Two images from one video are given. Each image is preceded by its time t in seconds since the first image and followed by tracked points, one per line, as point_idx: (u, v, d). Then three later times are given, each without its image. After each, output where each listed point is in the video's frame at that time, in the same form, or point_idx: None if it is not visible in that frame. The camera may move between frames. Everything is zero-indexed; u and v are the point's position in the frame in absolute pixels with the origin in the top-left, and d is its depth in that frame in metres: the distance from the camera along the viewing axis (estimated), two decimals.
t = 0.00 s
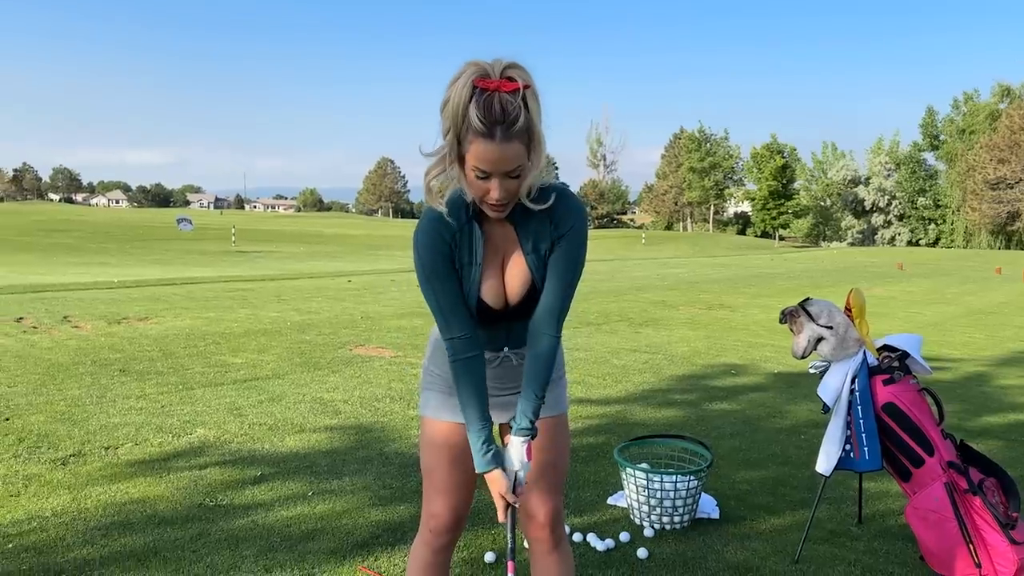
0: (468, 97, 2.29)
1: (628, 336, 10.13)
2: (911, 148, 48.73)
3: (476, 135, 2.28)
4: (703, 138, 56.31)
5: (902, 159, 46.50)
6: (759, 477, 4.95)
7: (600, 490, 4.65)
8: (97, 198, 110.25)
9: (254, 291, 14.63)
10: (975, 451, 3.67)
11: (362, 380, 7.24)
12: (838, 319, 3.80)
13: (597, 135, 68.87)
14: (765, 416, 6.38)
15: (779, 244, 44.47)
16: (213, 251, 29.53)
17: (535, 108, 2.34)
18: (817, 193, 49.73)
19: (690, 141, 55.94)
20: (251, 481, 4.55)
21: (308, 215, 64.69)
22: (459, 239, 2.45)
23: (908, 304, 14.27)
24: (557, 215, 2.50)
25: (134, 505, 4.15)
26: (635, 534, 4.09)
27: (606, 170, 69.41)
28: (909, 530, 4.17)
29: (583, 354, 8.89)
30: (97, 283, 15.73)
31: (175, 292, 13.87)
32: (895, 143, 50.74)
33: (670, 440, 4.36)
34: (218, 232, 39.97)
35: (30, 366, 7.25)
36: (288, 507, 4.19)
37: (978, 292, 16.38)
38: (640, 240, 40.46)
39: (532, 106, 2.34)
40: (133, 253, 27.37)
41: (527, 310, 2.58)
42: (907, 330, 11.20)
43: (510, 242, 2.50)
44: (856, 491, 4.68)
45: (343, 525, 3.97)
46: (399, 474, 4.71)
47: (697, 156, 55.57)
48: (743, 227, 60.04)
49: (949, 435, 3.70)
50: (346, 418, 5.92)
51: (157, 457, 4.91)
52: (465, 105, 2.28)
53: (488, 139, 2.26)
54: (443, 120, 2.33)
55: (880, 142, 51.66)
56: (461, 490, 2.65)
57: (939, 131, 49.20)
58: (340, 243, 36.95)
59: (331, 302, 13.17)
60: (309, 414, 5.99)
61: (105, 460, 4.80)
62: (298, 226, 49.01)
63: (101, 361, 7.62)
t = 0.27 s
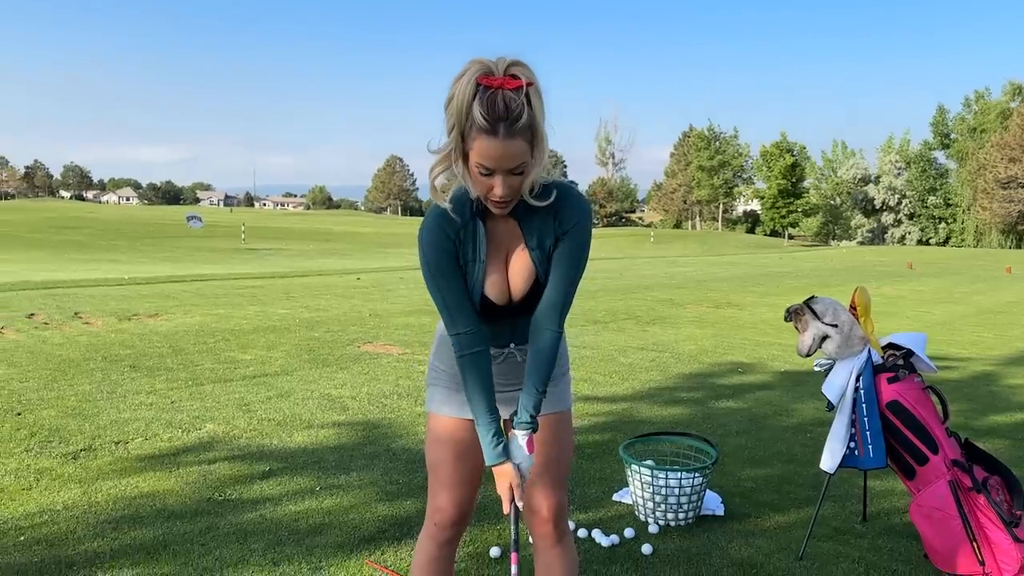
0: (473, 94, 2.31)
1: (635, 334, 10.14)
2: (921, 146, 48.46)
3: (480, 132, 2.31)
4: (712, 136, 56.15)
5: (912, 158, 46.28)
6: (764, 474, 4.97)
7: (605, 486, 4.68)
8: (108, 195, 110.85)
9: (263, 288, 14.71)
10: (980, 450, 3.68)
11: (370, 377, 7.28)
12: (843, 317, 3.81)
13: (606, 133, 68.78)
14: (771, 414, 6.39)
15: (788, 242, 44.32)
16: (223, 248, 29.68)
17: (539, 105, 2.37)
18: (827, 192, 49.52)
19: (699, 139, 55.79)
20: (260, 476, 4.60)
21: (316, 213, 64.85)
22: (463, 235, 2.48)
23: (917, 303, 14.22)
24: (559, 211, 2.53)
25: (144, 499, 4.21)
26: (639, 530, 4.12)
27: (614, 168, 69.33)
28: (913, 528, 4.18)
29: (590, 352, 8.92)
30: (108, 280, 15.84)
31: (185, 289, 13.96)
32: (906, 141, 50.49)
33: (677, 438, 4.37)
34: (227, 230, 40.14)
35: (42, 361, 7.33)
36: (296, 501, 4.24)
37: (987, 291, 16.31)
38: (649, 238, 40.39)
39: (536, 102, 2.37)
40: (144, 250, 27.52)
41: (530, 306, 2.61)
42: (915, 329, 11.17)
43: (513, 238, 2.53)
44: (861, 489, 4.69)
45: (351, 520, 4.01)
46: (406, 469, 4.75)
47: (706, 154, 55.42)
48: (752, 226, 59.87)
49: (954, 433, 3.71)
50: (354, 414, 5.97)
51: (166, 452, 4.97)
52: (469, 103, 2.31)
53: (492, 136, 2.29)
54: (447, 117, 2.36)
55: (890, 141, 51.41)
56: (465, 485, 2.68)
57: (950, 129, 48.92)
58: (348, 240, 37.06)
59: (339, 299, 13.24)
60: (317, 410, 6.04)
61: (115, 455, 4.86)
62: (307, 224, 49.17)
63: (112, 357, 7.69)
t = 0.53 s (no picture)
0: (473, 90, 2.32)
1: (641, 332, 10.14)
2: (931, 144, 48.18)
3: (479, 128, 2.32)
4: (720, 134, 56.01)
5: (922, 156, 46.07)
6: (770, 472, 4.97)
7: (610, 483, 4.69)
8: (117, 194, 111.35)
9: (270, 285, 14.76)
10: (986, 448, 3.68)
11: (377, 374, 7.30)
12: (848, 314, 3.80)
13: (613, 131, 68.73)
14: (777, 412, 6.38)
15: (796, 241, 44.18)
16: (231, 246, 29.78)
17: (539, 101, 2.38)
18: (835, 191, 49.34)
19: (707, 137, 55.66)
20: (266, 472, 4.62)
21: (324, 211, 65.01)
22: (464, 231, 2.50)
23: (926, 302, 14.15)
24: (560, 207, 2.54)
25: (151, 494, 4.24)
26: (644, 526, 4.13)
27: (621, 167, 69.26)
28: (918, 526, 4.17)
29: (595, 350, 8.92)
30: (116, 277, 15.92)
31: (192, 286, 14.02)
32: (915, 140, 50.24)
33: (687, 437, 4.35)
34: (235, 228, 40.26)
35: (50, 358, 7.37)
36: (302, 497, 4.26)
37: (995, 290, 16.24)
38: (656, 237, 40.31)
39: (536, 98, 2.38)
40: (152, 248, 27.63)
41: (531, 303, 2.61)
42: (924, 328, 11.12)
43: (514, 235, 2.54)
44: (866, 487, 4.69)
45: (356, 515, 4.03)
46: (411, 466, 4.77)
47: (714, 152, 55.28)
48: (760, 225, 59.70)
49: (960, 431, 3.70)
50: (360, 411, 5.99)
51: (173, 447, 5.00)
52: (469, 98, 2.32)
53: (492, 132, 2.30)
54: (447, 113, 2.37)
55: (899, 139, 51.16)
56: (467, 480, 2.69)
57: (960, 127, 48.65)
58: (356, 239, 37.13)
59: (346, 297, 13.27)
60: (324, 407, 6.07)
61: (123, 451, 4.89)
62: (314, 222, 49.26)
63: (120, 353, 7.73)
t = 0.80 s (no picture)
0: (473, 90, 2.33)
1: (646, 332, 10.13)
2: (937, 143, 47.99)
3: (480, 128, 2.32)
4: (725, 133, 55.92)
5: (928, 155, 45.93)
6: (774, 472, 4.96)
7: (614, 482, 4.68)
8: (123, 193, 111.72)
9: (276, 284, 14.80)
10: (991, 447, 3.67)
11: (381, 373, 7.31)
12: (853, 313, 3.78)
13: (618, 130, 68.71)
14: (782, 411, 6.37)
15: (801, 240, 44.07)
16: (236, 245, 29.86)
17: (539, 100, 2.38)
18: (841, 190, 49.19)
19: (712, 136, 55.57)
20: (271, 471, 4.64)
21: (329, 211, 65.11)
22: (465, 230, 2.50)
23: (932, 301, 14.10)
24: (562, 206, 2.54)
25: (156, 493, 4.25)
26: (648, 526, 4.12)
27: (626, 166, 69.22)
28: (923, 526, 4.16)
29: (600, 349, 8.91)
30: (122, 276, 15.97)
31: (198, 285, 14.06)
32: (921, 138, 50.07)
33: (687, 435, 4.37)
34: (241, 227, 40.34)
35: (57, 357, 7.41)
36: (306, 496, 4.27)
37: (1002, 289, 16.18)
38: (661, 236, 40.25)
39: (536, 98, 2.37)
40: (158, 247, 27.73)
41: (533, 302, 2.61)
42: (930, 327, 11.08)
43: (516, 234, 2.54)
44: (871, 486, 4.67)
45: (360, 514, 4.03)
46: (416, 465, 4.77)
47: (719, 151, 55.18)
48: (765, 224, 59.58)
49: (964, 431, 3.69)
50: (364, 410, 6.00)
51: (178, 446, 5.01)
52: (470, 98, 2.32)
53: (492, 132, 2.30)
54: (448, 113, 2.37)
55: (905, 138, 50.98)
56: (471, 479, 2.70)
57: (966, 126, 48.44)
58: (361, 238, 37.16)
59: (351, 296, 13.30)
60: (329, 406, 6.08)
61: (129, 449, 4.91)
62: (319, 221, 49.34)
63: (126, 352, 7.76)
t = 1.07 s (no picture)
0: (473, 92, 2.33)
1: (648, 332, 10.13)
2: (941, 143, 47.87)
3: (480, 130, 2.33)
4: (728, 133, 55.87)
5: (932, 155, 45.81)
6: (777, 472, 4.95)
7: (616, 483, 4.68)
8: (126, 194, 111.89)
9: (279, 285, 14.81)
10: (993, 448, 3.67)
11: (384, 374, 7.32)
12: (855, 314, 3.76)
13: (621, 131, 68.71)
14: (784, 412, 6.36)
15: (804, 240, 44.02)
16: (239, 246, 29.90)
17: (539, 101, 2.38)
18: (844, 190, 49.09)
19: (715, 137, 55.52)
20: (274, 471, 4.64)
21: (332, 212, 65.13)
22: (466, 233, 2.50)
23: (936, 301, 14.06)
24: (562, 208, 2.54)
25: (159, 494, 4.26)
26: (651, 527, 4.12)
27: (629, 167, 69.19)
28: (926, 527, 4.15)
29: (603, 350, 8.91)
30: (125, 277, 15.99)
31: (201, 286, 14.08)
32: (925, 138, 49.96)
33: (689, 436, 4.38)
34: (244, 228, 40.39)
35: (60, 358, 7.42)
36: (309, 496, 4.28)
37: (1005, 290, 16.14)
38: (664, 237, 40.20)
39: (536, 99, 2.38)
40: (161, 248, 27.76)
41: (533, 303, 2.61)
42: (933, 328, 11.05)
43: (515, 236, 2.54)
44: (874, 487, 4.67)
45: (363, 515, 4.04)
46: (418, 466, 4.78)
47: (722, 152, 55.11)
48: (768, 224, 59.49)
49: (967, 432, 3.68)
50: (367, 410, 6.01)
51: (181, 447, 5.03)
52: (470, 100, 2.32)
53: (493, 134, 2.30)
54: (448, 115, 2.38)
55: (909, 138, 50.86)
56: (472, 481, 2.70)
57: (970, 126, 48.30)
58: (364, 239, 37.18)
59: (354, 297, 13.31)
60: (331, 407, 6.09)
61: (132, 450, 4.92)
62: (322, 222, 49.36)
63: (129, 353, 7.78)
